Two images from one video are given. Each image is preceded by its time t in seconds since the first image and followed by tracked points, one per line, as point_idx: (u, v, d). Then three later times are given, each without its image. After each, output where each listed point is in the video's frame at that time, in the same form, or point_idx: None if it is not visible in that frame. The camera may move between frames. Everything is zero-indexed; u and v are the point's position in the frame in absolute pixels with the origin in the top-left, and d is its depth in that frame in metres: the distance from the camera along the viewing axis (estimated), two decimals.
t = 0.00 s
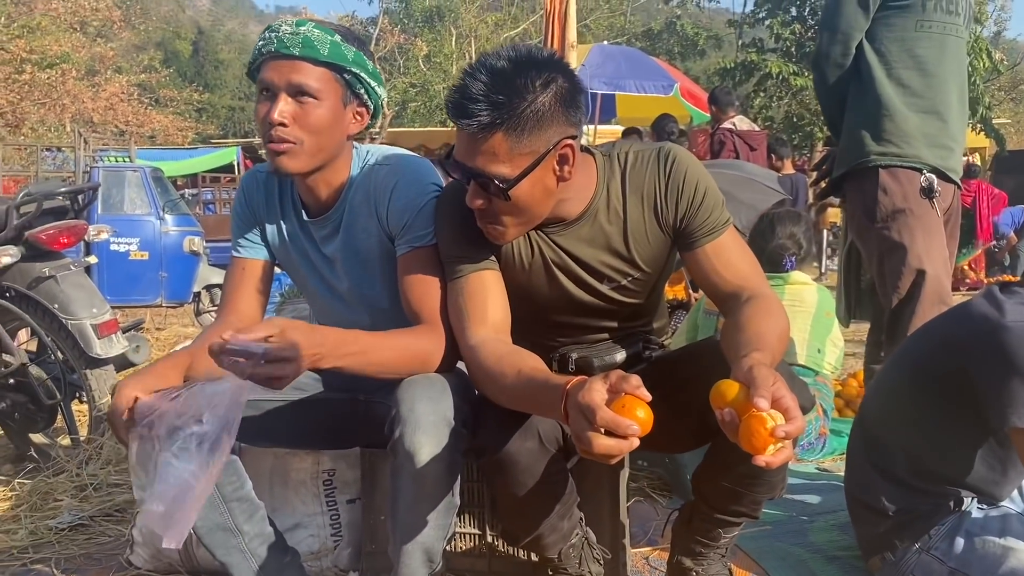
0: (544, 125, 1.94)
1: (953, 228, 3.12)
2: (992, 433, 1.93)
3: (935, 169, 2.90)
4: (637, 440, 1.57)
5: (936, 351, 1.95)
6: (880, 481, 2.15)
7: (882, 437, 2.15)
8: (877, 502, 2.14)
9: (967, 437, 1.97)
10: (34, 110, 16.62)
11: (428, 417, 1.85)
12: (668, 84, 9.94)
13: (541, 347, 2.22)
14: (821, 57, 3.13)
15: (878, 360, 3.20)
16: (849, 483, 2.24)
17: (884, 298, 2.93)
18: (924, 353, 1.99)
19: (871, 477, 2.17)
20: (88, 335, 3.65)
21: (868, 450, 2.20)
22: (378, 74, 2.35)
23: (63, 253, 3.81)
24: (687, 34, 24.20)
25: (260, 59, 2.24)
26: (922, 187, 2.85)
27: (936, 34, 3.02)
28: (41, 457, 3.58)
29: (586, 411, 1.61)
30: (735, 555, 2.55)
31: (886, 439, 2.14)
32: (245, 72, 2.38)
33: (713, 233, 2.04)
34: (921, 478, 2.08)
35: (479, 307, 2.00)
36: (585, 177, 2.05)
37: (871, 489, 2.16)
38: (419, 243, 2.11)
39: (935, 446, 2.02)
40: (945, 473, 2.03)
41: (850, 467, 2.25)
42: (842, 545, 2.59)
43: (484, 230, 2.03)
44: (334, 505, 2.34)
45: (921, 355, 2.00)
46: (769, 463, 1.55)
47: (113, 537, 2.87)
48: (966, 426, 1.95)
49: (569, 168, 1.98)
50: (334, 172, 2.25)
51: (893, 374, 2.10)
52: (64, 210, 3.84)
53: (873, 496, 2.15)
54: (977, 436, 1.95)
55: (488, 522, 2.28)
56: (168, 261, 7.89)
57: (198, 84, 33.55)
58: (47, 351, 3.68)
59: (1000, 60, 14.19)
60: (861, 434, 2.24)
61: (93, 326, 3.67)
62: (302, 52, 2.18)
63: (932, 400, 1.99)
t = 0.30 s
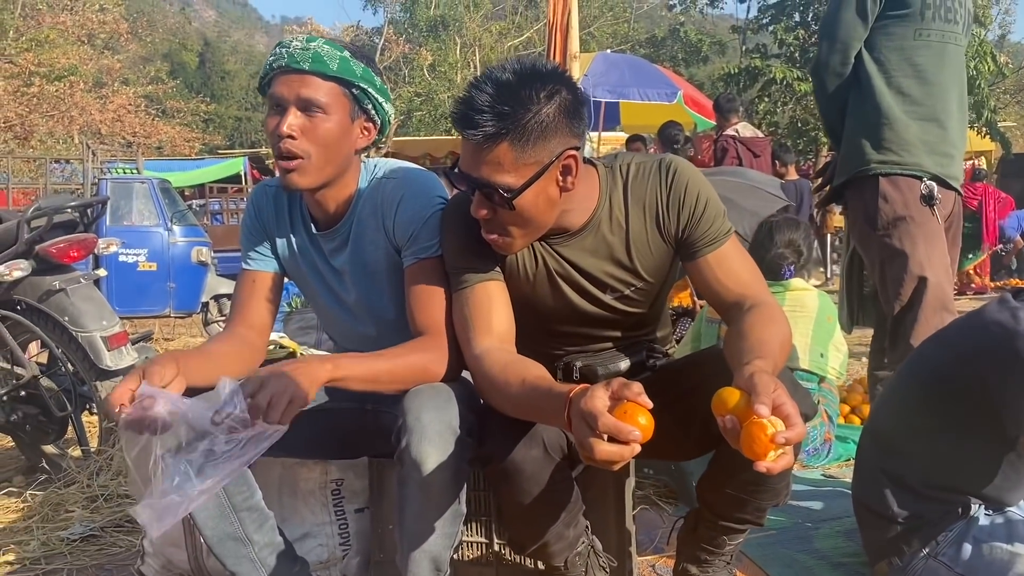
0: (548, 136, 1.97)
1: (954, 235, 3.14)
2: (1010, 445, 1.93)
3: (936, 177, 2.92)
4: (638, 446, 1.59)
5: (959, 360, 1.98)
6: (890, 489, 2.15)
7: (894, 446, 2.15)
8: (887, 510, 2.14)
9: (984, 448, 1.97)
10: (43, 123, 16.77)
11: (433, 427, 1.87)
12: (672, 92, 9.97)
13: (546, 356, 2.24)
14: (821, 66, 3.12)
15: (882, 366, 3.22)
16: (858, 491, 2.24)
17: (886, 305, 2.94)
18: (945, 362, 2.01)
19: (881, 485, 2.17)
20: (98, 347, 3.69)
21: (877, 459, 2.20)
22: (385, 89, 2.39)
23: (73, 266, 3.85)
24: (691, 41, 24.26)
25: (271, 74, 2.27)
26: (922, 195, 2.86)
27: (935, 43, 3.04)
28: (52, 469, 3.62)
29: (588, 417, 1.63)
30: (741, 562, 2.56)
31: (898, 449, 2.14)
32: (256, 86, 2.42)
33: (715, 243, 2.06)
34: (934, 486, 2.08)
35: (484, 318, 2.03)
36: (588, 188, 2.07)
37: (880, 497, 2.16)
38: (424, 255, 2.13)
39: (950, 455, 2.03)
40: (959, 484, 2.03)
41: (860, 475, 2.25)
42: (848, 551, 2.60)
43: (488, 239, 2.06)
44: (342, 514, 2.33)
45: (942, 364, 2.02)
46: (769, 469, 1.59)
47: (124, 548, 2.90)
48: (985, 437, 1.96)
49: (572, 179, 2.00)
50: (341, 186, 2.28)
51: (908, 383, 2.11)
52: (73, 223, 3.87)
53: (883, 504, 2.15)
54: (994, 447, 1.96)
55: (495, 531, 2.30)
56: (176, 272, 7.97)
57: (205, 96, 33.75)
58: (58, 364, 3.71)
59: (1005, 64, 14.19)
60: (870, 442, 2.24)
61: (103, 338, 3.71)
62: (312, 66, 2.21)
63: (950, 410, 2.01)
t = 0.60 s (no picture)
0: (545, 143, 1.97)
1: (957, 238, 3.14)
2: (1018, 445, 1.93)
3: (937, 180, 2.92)
4: (639, 450, 1.59)
5: (966, 360, 1.98)
6: (897, 493, 2.12)
7: (901, 449, 2.13)
8: (892, 513, 2.12)
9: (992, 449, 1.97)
10: (47, 131, 16.84)
11: (438, 433, 1.87)
12: (673, 95, 9.98)
13: (548, 362, 2.24)
14: (821, 70, 3.13)
15: (886, 369, 3.21)
16: (864, 495, 2.21)
17: (889, 308, 2.94)
18: (951, 363, 2.02)
19: (887, 489, 2.14)
20: (103, 355, 3.67)
21: (881, 462, 2.18)
22: (387, 97, 2.40)
23: (76, 274, 3.86)
24: (693, 44, 24.28)
25: (274, 82, 2.28)
26: (924, 199, 2.86)
27: (935, 46, 3.04)
28: (56, 476, 3.64)
29: (589, 421, 1.63)
30: (745, 567, 2.56)
31: (905, 452, 2.12)
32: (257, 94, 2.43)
33: (716, 248, 2.06)
34: (940, 490, 2.06)
35: (485, 324, 2.03)
36: (587, 194, 2.07)
37: (887, 500, 2.13)
38: (426, 261, 2.14)
39: (958, 457, 2.01)
40: (967, 487, 2.02)
41: (865, 479, 2.22)
42: (853, 555, 2.59)
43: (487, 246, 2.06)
44: (346, 521, 2.32)
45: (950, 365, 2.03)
46: (773, 474, 1.58)
47: (128, 556, 2.91)
48: (992, 438, 1.96)
49: (571, 186, 2.00)
50: (343, 193, 2.29)
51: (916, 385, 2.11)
52: (77, 232, 3.89)
53: (890, 507, 2.12)
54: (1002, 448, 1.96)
55: (499, 537, 2.29)
56: (180, 278, 8.00)
57: (208, 102, 33.85)
58: (62, 372, 3.73)
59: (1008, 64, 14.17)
60: (873, 446, 2.23)
61: (107, 346, 3.69)
62: (314, 75, 2.22)
63: (958, 410, 2.00)
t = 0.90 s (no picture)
0: (540, 142, 1.96)
1: (956, 234, 3.13)
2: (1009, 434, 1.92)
3: (935, 176, 2.91)
4: (639, 451, 1.57)
5: (951, 354, 1.96)
6: (896, 490, 2.12)
7: (899, 446, 2.13)
8: (891, 512, 2.12)
9: (986, 441, 1.95)
10: (46, 133, 16.84)
11: (435, 433, 1.86)
12: (672, 94, 9.97)
13: (547, 362, 2.23)
14: (818, 68, 3.11)
15: (886, 367, 3.20)
16: (864, 494, 2.21)
17: (889, 306, 2.93)
18: (941, 358, 1.98)
19: (887, 487, 2.14)
20: (101, 357, 3.68)
21: (880, 459, 2.18)
22: (387, 95, 2.39)
23: (74, 275, 3.85)
24: (691, 43, 24.28)
25: (274, 80, 2.26)
26: (922, 195, 2.85)
27: (932, 42, 3.03)
28: (55, 478, 3.63)
29: (588, 421, 1.62)
30: (746, 566, 2.55)
31: (902, 448, 2.11)
32: (256, 93, 2.42)
33: (715, 246, 2.05)
34: (939, 486, 2.05)
35: (483, 324, 2.02)
36: (585, 192, 2.06)
37: (887, 499, 2.13)
38: (423, 261, 2.13)
39: (953, 451, 2.00)
40: (965, 479, 2.01)
41: (864, 477, 2.22)
42: (854, 554, 2.58)
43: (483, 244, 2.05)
44: (345, 521, 2.32)
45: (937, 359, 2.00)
46: (772, 474, 1.57)
47: (127, 558, 2.90)
48: (984, 428, 1.95)
49: (567, 185, 1.99)
50: (342, 192, 2.28)
51: (907, 381, 2.09)
52: (74, 233, 3.88)
53: (890, 506, 2.12)
54: (997, 439, 1.94)
55: (498, 537, 2.28)
56: (180, 280, 7.99)
57: (207, 104, 33.86)
58: (60, 373, 3.72)
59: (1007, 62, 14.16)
60: (873, 443, 2.22)
61: (106, 347, 3.68)
62: (317, 72, 2.21)
63: (950, 404, 1.99)
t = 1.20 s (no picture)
0: (536, 138, 1.95)
1: (950, 229, 3.12)
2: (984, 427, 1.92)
3: (929, 171, 2.90)
4: (635, 452, 1.56)
5: (925, 350, 1.97)
6: (884, 489, 2.12)
7: (882, 443, 2.14)
8: (879, 510, 2.12)
9: (964, 435, 1.95)
10: (39, 129, 16.77)
11: (428, 434, 1.85)
12: (667, 89, 9.96)
13: (541, 360, 2.22)
14: (811, 63, 3.13)
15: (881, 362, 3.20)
16: (853, 495, 2.21)
17: (884, 302, 2.93)
18: (917, 355, 2.00)
19: (874, 486, 2.14)
20: (94, 355, 3.63)
21: (864, 458, 2.19)
22: (380, 91, 2.37)
23: (66, 273, 3.83)
24: (686, 37, 24.27)
25: (264, 72, 2.25)
26: (917, 190, 2.84)
27: (925, 37, 3.02)
28: (48, 477, 3.62)
29: (584, 423, 1.61)
30: (741, 562, 2.55)
31: (886, 447, 2.12)
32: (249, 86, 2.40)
33: (709, 243, 2.04)
34: (923, 483, 2.06)
35: (477, 323, 2.01)
36: (580, 189, 2.05)
37: (874, 498, 2.13)
38: (416, 258, 2.12)
39: (933, 447, 2.01)
40: (948, 475, 2.01)
41: (851, 477, 2.22)
42: (850, 550, 2.58)
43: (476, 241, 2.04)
44: (339, 520, 2.30)
45: (912, 355, 2.02)
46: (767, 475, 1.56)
47: (121, 557, 2.89)
48: (959, 422, 1.95)
49: (562, 182, 1.97)
50: (333, 187, 2.26)
51: (888, 379, 2.11)
52: (66, 231, 3.87)
53: (878, 505, 2.12)
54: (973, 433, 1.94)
55: (493, 536, 2.27)
56: (174, 277, 7.95)
57: (201, 100, 33.75)
58: (53, 372, 3.70)
59: (1000, 56, 14.18)
60: (858, 443, 2.23)
61: (98, 346, 3.65)
62: (305, 63, 2.20)
63: (927, 400, 1.99)
